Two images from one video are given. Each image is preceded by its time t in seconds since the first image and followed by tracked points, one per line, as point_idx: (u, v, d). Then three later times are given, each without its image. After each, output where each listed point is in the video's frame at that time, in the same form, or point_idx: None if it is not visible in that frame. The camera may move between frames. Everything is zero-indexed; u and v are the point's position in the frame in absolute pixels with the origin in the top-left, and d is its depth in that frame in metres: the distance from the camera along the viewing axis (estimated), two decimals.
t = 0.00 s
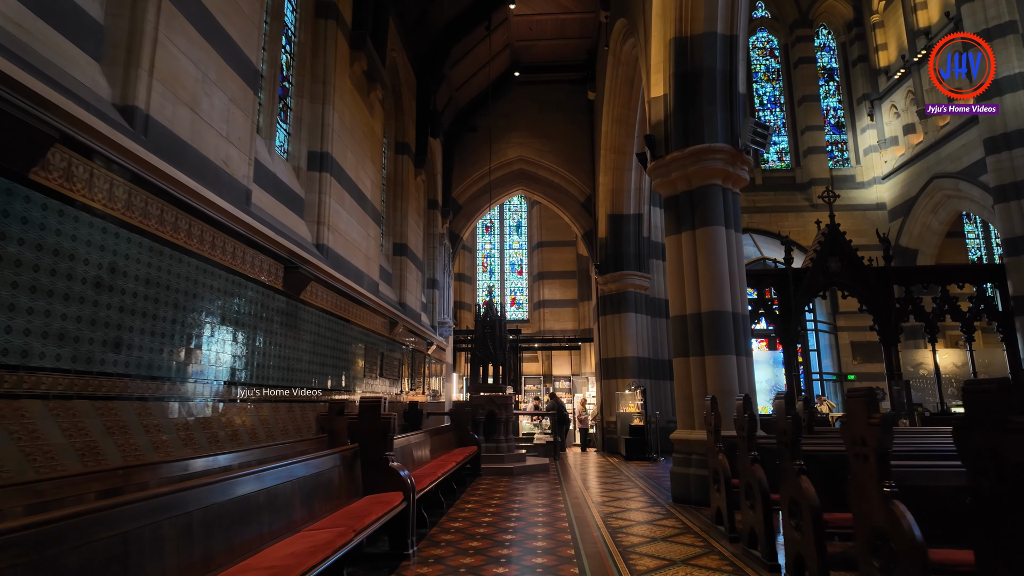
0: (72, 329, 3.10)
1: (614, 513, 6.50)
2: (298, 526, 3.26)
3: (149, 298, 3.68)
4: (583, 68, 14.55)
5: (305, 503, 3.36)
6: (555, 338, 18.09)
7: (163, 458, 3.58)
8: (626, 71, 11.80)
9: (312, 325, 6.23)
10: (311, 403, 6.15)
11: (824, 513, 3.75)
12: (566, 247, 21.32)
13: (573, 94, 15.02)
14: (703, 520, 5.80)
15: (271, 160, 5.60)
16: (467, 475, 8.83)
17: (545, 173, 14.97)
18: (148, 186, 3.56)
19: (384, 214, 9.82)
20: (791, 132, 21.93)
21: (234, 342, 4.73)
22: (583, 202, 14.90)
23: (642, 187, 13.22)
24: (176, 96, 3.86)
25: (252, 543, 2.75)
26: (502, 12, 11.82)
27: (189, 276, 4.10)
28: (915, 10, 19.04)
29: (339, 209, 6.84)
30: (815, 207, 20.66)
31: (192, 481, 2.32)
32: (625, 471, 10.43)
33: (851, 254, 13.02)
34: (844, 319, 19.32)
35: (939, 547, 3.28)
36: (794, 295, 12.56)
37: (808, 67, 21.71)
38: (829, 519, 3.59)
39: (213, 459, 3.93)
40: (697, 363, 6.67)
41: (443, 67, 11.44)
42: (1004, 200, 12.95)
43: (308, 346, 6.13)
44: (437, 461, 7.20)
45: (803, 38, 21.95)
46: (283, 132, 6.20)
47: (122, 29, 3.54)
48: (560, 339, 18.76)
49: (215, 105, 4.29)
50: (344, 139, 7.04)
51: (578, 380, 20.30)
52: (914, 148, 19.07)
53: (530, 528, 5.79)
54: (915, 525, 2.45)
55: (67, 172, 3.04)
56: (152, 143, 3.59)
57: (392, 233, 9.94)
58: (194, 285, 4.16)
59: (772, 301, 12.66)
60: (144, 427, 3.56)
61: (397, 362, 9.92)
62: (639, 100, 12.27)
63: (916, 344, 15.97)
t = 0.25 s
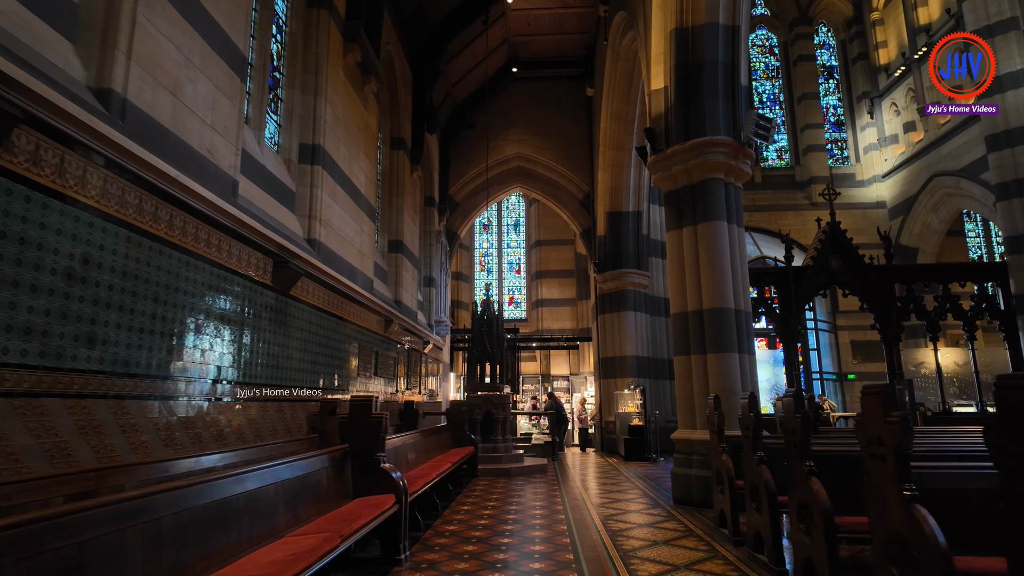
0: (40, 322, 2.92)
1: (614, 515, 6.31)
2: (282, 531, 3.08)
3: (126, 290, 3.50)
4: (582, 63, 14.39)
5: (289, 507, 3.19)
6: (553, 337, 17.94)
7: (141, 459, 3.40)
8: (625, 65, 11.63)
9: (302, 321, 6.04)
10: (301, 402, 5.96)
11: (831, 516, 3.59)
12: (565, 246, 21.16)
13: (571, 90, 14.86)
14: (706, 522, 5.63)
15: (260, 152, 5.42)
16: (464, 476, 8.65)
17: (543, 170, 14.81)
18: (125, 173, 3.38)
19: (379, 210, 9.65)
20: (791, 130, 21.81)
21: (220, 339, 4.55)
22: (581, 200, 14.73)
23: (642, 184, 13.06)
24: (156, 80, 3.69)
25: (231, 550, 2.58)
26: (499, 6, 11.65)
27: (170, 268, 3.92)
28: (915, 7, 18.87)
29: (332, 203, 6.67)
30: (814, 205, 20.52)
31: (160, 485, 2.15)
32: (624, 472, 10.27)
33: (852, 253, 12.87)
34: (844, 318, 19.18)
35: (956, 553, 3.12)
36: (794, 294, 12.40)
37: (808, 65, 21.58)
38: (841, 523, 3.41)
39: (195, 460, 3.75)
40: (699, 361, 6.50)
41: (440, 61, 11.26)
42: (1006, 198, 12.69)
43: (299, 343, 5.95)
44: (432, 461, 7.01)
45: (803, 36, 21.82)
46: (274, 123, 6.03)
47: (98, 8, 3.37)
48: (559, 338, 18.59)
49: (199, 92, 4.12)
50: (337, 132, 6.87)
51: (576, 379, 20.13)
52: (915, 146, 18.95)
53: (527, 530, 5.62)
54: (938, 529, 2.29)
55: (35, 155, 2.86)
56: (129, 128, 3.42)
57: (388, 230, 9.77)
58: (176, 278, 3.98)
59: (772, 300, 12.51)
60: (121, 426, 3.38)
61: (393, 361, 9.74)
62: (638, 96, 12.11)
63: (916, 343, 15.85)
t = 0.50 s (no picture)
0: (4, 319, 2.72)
1: (616, 520, 6.10)
2: (264, 542, 2.89)
3: (100, 285, 3.29)
4: (582, 60, 14.21)
5: (272, 516, 3.00)
6: (552, 336, 17.76)
7: (116, 465, 3.21)
8: (626, 61, 11.46)
9: (293, 320, 5.84)
10: (292, 403, 5.76)
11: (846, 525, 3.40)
12: (564, 244, 20.98)
13: (571, 87, 14.67)
14: (711, 528, 5.44)
15: (248, 144, 5.23)
16: (461, 478, 8.46)
17: (543, 167, 14.62)
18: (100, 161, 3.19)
19: (375, 208, 9.46)
20: (792, 129, 21.64)
21: (206, 338, 4.35)
22: (581, 197, 14.55)
23: (642, 182, 12.89)
24: (134, 64, 3.50)
25: (204, 565, 2.39)
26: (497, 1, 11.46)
27: (151, 264, 3.72)
28: (918, 4, 18.66)
29: (325, 198, 6.47)
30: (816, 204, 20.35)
31: (120, 496, 1.96)
32: (624, 474, 10.09)
33: (855, 251, 12.72)
34: (846, 318, 19.01)
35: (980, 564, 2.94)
36: (796, 293, 12.24)
37: (809, 62, 21.41)
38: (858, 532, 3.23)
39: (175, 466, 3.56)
40: (702, 361, 6.32)
41: (437, 56, 11.07)
42: (1011, 196, 12.16)
43: (290, 343, 5.75)
44: (428, 463, 6.82)
45: (804, 33, 21.66)
46: (264, 115, 5.85)
47: None
48: (558, 338, 18.39)
49: (180, 78, 3.93)
50: (330, 126, 6.68)
51: (575, 380, 19.94)
52: (917, 144, 18.81)
53: (525, 536, 5.42)
54: (972, 543, 2.10)
55: None
56: (103, 114, 3.23)
57: (384, 227, 9.58)
58: (157, 275, 3.78)
59: (774, 299, 12.35)
60: (94, 430, 3.18)
61: (389, 361, 9.54)
62: (639, 92, 11.93)
63: (918, 342, 15.69)
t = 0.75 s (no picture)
0: None
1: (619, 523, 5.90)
2: (248, 549, 2.73)
3: (81, 278, 3.13)
4: (582, 56, 14.06)
5: (257, 522, 2.84)
6: (552, 336, 17.62)
7: (94, 468, 3.04)
8: (627, 56, 11.31)
9: (287, 318, 5.67)
10: (286, 403, 5.59)
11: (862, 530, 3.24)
12: (564, 244, 20.83)
13: (571, 84, 14.53)
14: (717, 532, 5.27)
15: (240, 137, 5.08)
16: (459, 480, 8.30)
17: (543, 165, 14.48)
18: (79, 149, 3.03)
19: (373, 205, 9.30)
20: (794, 127, 21.51)
21: (195, 337, 4.18)
22: (581, 196, 14.40)
23: (643, 180, 12.74)
24: (116, 48, 3.35)
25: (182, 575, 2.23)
26: None
27: (136, 257, 3.56)
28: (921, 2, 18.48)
29: (320, 193, 6.32)
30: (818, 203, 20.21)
31: (86, 503, 1.81)
32: (625, 475, 9.92)
33: (858, 250, 12.58)
34: (848, 318, 18.87)
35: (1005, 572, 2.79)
36: (799, 292, 12.08)
37: (811, 60, 21.28)
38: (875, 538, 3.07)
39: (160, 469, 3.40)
40: (707, 360, 6.17)
41: (435, 52, 10.92)
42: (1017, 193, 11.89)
43: (284, 341, 5.60)
44: (426, 465, 6.65)
45: (806, 31, 21.53)
46: (257, 108, 5.70)
47: None
48: (558, 338, 18.20)
49: (167, 65, 3.78)
50: (325, 119, 6.53)
51: (576, 380, 19.79)
52: (920, 143, 18.67)
53: (525, 539, 5.26)
54: (1007, 552, 1.93)
55: None
56: (83, 100, 3.08)
57: (381, 224, 9.43)
58: (142, 269, 3.61)
59: (776, 298, 12.21)
60: (71, 430, 3.01)
61: (387, 360, 9.37)
62: (640, 88, 11.79)
63: (922, 342, 15.54)
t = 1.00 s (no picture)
0: None
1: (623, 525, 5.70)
2: (229, 559, 2.54)
3: (53, 269, 2.93)
4: (584, 52, 13.87)
5: (240, 530, 2.65)
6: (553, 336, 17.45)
7: (68, 472, 2.85)
8: (630, 50, 11.13)
9: (281, 314, 5.49)
10: (279, 402, 5.39)
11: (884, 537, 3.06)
12: (565, 242, 20.65)
13: (573, 80, 14.34)
14: (725, 536, 5.08)
15: (230, 126, 4.90)
16: (459, 481, 8.12)
17: (544, 162, 14.29)
18: (50, 131, 2.84)
19: (370, 201, 9.11)
20: (797, 125, 21.34)
21: (182, 333, 3.99)
22: (583, 193, 14.21)
23: (646, 177, 12.56)
24: (94, 26, 3.16)
25: None
26: None
27: (116, 248, 3.37)
28: None
29: (314, 186, 6.13)
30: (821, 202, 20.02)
31: (45, 512, 1.63)
32: (628, 477, 9.73)
33: (863, 248, 12.40)
34: (852, 317, 18.67)
35: None
36: (803, 291, 11.88)
37: (814, 58, 21.11)
38: (901, 547, 2.88)
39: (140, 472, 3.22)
40: (714, 359, 5.98)
41: (435, 46, 10.73)
42: None
43: (277, 339, 5.41)
44: (425, 467, 6.45)
45: (808, 29, 21.37)
46: (249, 97, 5.51)
47: None
48: (559, 338, 17.92)
49: (150, 46, 3.60)
50: (320, 110, 6.34)
51: (577, 380, 19.60)
52: (924, 141, 18.50)
53: (526, 543, 5.06)
54: None
55: None
56: (56, 79, 2.89)
57: (379, 220, 9.24)
58: (123, 261, 3.42)
59: (780, 297, 12.02)
60: (42, 430, 2.82)
61: (385, 359, 9.18)
62: (643, 84, 11.61)
63: (927, 342, 15.35)
